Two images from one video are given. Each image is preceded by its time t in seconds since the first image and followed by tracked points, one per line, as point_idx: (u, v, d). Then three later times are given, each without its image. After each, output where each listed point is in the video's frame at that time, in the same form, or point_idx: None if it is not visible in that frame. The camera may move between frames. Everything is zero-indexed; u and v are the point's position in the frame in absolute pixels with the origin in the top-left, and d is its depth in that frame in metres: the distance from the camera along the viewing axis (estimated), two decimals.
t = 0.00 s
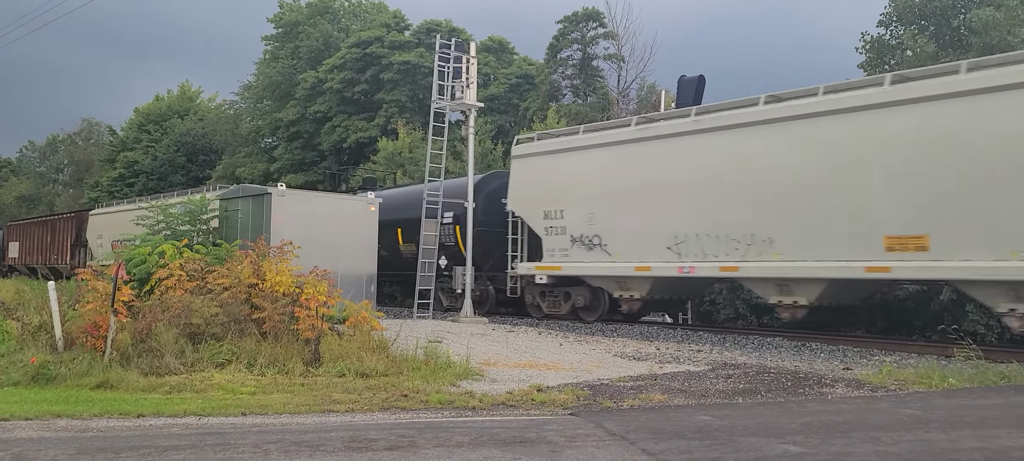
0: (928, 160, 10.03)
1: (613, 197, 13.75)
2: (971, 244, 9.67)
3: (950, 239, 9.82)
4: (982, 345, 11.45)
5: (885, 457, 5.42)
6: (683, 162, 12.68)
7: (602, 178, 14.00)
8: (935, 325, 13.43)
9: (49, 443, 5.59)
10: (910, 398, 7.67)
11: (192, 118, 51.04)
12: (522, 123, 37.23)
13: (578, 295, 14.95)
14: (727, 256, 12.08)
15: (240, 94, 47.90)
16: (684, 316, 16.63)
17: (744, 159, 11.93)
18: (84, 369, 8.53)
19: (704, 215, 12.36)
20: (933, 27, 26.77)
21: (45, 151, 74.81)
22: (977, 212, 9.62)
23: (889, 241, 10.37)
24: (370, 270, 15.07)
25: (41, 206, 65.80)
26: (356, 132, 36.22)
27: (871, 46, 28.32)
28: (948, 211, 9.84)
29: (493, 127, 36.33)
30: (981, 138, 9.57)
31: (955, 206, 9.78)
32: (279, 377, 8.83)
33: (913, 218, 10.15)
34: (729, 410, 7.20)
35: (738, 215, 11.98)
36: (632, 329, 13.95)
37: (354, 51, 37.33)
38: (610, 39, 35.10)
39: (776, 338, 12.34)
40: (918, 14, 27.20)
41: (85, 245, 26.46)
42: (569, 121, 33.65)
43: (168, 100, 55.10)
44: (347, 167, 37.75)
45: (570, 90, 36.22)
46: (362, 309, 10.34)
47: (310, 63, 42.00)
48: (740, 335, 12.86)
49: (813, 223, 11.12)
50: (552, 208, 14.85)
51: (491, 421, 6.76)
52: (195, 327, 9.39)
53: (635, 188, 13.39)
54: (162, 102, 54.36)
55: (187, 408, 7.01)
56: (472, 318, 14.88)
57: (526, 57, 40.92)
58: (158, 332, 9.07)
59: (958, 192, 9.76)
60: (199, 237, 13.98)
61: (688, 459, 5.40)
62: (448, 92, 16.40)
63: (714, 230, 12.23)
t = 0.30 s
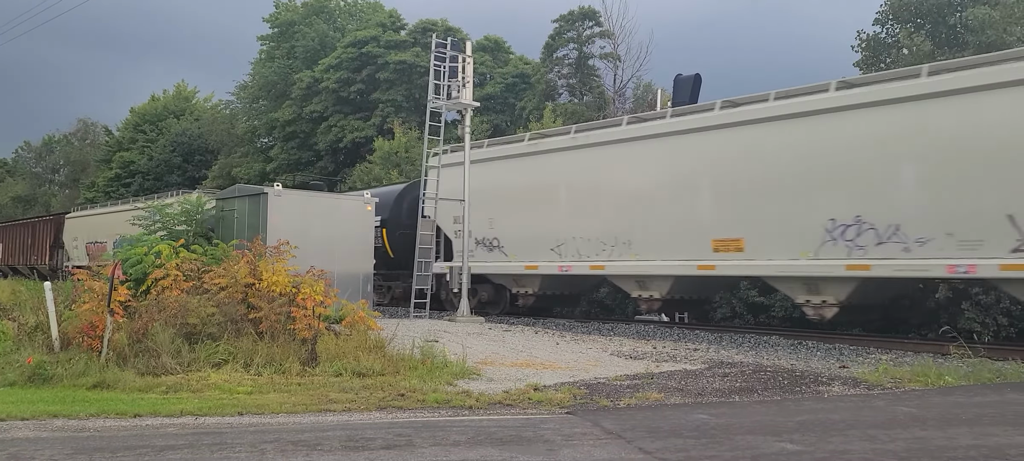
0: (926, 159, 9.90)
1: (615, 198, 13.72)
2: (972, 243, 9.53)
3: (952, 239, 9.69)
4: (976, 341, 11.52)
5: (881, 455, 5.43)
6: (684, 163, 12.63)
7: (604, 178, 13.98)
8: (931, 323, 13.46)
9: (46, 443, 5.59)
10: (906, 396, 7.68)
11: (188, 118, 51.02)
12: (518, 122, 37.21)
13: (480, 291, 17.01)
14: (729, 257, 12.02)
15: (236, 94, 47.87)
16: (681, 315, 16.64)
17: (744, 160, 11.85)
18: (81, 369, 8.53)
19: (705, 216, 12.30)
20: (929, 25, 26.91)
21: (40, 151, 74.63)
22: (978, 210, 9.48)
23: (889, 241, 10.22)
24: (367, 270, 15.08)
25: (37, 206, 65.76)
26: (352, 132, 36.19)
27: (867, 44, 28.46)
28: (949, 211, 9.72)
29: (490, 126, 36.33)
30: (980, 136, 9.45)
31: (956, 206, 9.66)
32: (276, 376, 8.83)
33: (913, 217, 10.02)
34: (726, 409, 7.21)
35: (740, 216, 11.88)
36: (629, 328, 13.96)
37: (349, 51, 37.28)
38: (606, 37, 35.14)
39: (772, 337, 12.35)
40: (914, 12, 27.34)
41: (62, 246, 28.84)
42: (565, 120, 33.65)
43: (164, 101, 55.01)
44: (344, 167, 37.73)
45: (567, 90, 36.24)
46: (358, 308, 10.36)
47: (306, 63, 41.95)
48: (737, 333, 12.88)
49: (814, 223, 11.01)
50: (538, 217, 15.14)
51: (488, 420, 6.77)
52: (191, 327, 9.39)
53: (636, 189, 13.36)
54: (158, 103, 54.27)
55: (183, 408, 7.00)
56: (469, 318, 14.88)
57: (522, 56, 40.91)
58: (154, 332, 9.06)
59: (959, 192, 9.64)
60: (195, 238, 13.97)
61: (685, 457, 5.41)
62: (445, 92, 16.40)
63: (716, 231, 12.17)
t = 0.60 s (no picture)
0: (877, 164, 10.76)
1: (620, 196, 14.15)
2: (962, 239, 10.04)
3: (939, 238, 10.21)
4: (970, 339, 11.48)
5: (877, 453, 5.44)
6: (691, 162, 13.09)
7: (609, 177, 14.40)
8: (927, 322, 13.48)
9: (42, 444, 5.58)
10: (902, 395, 7.69)
11: (184, 117, 50.97)
12: (515, 122, 37.18)
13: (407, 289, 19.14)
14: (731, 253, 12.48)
15: (232, 94, 47.82)
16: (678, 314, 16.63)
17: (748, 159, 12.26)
18: (77, 369, 8.53)
19: (708, 214, 12.76)
20: (925, 25, 26.98)
21: (36, 151, 74.46)
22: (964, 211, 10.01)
23: (833, 238, 11.21)
24: (364, 270, 15.07)
25: (33, 206, 65.65)
26: (348, 131, 36.15)
27: (863, 44, 28.50)
28: (876, 212, 10.78)
29: (486, 125, 36.32)
30: (967, 136, 9.91)
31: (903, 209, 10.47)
32: (273, 376, 8.83)
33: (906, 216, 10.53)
34: (722, 408, 7.21)
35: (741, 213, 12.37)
36: (626, 327, 13.96)
37: (346, 50, 37.24)
38: (603, 37, 35.13)
39: (769, 336, 12.35)
40: (910, 12, 27.37)
41: (41, 247, 30.92)
42: (562, 119, 33.64)
43: (160, 100, 54.89)
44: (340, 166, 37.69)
45: (564, 89, 36.22)
46: (355, 308, 10.34)
47: (302, 62, 41.90)
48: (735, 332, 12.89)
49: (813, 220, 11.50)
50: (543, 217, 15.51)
51: (485, 419, 6.77)
52: (188, 327, 9.37)
53: (642, 187, 13.81)
54: (155, 102, 54.16)
55: (180, 409, 6.99)
56: (466, 317, 14.87)
57: (519, 56, 40.87)
58: (151, 332, 9.05)
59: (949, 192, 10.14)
60: (192, 237, 13.95)
61: (682, 457, 5.41)
62: (441, 91, 16.37)
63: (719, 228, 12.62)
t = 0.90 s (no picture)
0: (711, 179, 12.84)
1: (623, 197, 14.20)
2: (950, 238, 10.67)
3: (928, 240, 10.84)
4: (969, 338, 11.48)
5: (875, 452, 5.45)
6: (688, 161, 13.18)
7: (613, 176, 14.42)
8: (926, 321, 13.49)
9: (40, 445, 5.58)
10: (901, 393, 7.70)
11: (182, 117, 50.94)
12: (513, 121, 37.17)
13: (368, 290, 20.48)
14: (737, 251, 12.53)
15: (230, 93, 47.80)
16: (676, 313, 16.64)
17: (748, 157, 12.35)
18: (74, 370, 8.52)
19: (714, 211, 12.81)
20: (922, 24, 27.06)
21: (33, 151, 74.33)
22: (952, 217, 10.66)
23: (674, 242, 13.36)
24: (361, 269, 15.07)
25: (30, 206, 65.60)
26: (346, 131, 36.14)
27: (861, 42, 28.53)
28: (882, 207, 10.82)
29: (484, 125, 36.33)
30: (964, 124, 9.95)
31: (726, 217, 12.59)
32: (271, 376, 8.83)
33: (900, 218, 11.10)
34: (721, 407, 7.20)
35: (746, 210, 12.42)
36: (624, 326, 13.96)
37: (344, 49, 37.22)
38: (601, 36, 35.14)
39: (767, 335, 12.35)
40: (907, 11, 27.42)
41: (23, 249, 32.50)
42: (560, 118, 33.63)
43: (158, 100, 54.82)
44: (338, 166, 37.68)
45: (562, 88, 36.23)
46: (353, 307, 10.33)
47: (300, 62, 41.88)
48: (732, 331, 12.90)
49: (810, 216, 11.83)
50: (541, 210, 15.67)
51: (483, 419, 6.76)
52: (186, 327, 9.36)
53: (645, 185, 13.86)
54: (152, 102, 54.08)
55: (178, 409, 6.99)
56: (464, 317, 14.86)
57: (517, 55, 40.87)
58: (149, 332, 9.04)
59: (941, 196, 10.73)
60: (190, 237, 13.94)
61: (681, 456, 5.41)
62: (440, 91, 16.36)
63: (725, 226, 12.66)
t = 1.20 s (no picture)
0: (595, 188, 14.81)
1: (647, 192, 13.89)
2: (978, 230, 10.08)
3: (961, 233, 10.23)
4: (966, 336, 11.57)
5: (875, 451, 5.45)
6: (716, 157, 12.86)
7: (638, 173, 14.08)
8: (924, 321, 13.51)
9: (40, 445, 5.58)
10: (900, 392, 7.70)
11: (181, 117, 50.90)
12: (512, 121, 37.18)
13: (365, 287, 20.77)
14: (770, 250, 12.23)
15: (229, 93, 47.79)
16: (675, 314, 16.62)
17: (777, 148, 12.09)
18: (74, 370, 8.52)
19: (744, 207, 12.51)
20: (921, 23, 27.08)
21: (32, 152, 74.30)
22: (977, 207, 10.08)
23: (557, 244, 15.51)
24: (360, 270, 15.07)
25: (30, 206, 65.60)
26: (345, 131, 36.12)
27: (860, 41, 28.56)
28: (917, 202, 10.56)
29: (484, 125, 36.34)
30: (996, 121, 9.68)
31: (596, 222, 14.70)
32: (270, 376, 8.83)
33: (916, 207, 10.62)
34: (721, 406, 7.21)
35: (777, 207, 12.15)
36: (624, 326, 13.94)
37: (343, 49, 37.23)
38: (600, 35, 35.15)
39: (767, 334, 12.35)
40: (906, 10, 27.46)
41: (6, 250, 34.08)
42: (559, 118, 33.63)
43: (157, 100, 54.76)
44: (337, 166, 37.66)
45: (561, 88, 36.24)
46: (353, 307, 10.33)
47: (299, 61, 41.88)
48: (732, 330, 12.91)
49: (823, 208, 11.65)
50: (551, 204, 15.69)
51: (482, 419, 6.75)
52: (186, 327, 9.35)
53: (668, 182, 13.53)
54: (151, 102, 54.02)
55: (178, 409, 6.99)
56: (464, 316, 14.85)
57: (516, 55, 40.88)
58: (149, 333, 9.04)
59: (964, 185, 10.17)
60: (190, 238, 13.94)
61: (681, 455, 5.41)
62: (439, 91, 16.35)
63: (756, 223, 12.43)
